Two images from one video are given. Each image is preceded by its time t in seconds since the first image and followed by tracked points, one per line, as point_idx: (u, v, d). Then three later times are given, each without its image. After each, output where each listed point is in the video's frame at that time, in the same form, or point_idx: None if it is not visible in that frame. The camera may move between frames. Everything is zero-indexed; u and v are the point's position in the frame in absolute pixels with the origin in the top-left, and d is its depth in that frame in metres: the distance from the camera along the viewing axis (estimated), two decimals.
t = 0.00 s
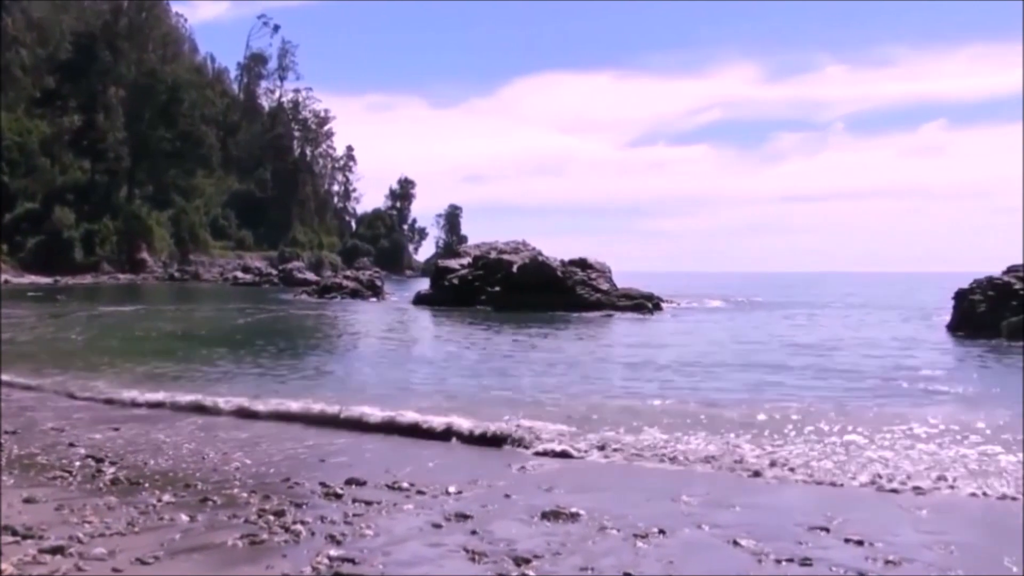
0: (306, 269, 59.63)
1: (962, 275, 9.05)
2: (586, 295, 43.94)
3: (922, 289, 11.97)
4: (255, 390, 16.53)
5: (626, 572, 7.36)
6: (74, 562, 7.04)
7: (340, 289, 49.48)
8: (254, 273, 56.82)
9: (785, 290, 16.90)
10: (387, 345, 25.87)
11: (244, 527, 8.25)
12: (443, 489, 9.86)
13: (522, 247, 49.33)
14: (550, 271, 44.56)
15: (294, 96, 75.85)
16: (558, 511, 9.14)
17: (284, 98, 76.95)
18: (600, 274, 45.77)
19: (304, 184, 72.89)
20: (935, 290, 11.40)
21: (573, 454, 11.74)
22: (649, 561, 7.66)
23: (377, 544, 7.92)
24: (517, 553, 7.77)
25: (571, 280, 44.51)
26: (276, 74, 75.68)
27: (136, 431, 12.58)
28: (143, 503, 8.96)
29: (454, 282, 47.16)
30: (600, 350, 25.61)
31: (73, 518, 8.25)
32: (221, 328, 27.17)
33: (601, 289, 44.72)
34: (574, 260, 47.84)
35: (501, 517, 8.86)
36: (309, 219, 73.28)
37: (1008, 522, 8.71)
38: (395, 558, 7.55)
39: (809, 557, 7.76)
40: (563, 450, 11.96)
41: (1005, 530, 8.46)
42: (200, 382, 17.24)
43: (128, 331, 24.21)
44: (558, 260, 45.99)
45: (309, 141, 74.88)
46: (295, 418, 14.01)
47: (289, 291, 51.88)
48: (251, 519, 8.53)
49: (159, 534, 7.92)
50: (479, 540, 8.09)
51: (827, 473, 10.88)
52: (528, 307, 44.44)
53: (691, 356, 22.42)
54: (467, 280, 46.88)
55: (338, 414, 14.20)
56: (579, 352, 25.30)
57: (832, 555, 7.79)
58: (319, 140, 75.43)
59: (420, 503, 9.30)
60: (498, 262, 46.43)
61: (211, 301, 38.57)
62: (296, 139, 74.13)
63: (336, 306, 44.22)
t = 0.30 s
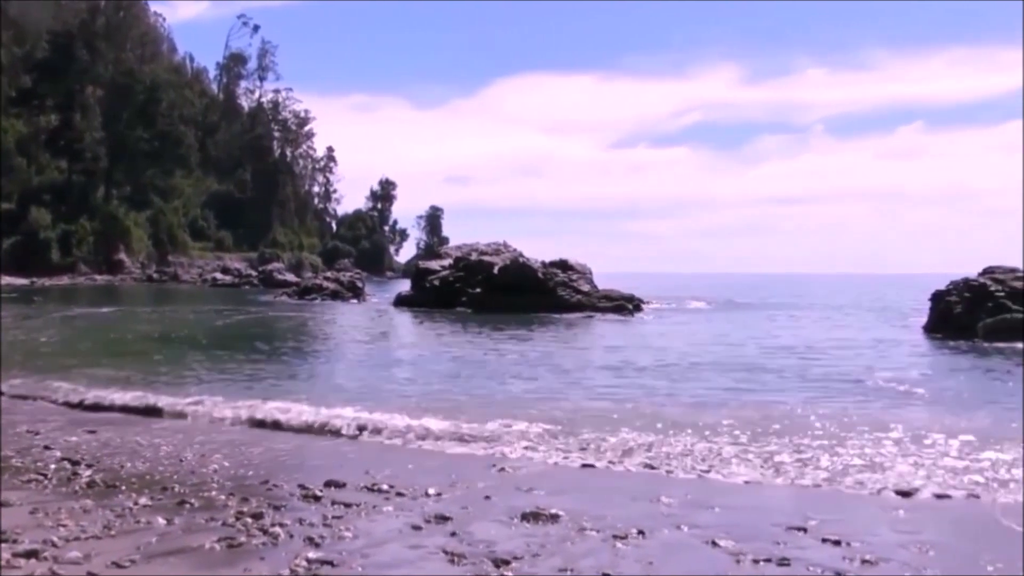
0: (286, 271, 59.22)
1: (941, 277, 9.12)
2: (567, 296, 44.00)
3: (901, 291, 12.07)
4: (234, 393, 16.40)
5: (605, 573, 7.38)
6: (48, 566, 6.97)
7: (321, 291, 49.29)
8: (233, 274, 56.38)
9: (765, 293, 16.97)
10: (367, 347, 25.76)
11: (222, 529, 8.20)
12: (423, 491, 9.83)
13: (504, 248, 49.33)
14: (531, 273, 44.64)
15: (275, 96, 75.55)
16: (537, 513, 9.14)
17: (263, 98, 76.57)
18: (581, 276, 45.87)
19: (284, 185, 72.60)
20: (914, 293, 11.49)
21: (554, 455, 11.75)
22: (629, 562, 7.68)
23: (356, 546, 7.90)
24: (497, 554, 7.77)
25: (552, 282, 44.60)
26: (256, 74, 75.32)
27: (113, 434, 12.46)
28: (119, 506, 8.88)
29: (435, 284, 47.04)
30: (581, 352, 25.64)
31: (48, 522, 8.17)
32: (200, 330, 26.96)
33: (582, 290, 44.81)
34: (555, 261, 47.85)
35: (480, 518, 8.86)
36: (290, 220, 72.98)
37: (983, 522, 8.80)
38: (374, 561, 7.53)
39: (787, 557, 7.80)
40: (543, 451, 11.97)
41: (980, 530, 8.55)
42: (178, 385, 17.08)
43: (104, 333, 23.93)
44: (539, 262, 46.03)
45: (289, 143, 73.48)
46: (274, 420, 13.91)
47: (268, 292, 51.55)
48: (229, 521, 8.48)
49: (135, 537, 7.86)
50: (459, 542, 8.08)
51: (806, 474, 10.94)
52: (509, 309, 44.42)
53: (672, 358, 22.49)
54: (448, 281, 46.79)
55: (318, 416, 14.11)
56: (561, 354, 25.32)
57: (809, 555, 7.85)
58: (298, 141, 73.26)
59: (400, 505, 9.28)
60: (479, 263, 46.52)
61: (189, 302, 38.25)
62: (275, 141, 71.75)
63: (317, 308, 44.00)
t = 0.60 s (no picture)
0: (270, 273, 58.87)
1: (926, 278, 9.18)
2: (551, 298, 44.10)
3: (886, 293, 12.15)
4: (215, 395, 16.29)
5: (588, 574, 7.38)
6: (27, 570, 6.91)
7: (304, 293, 49.03)
8: (217, 276, 56.01)
9: (749, 294, 17.04)
10: (350, 349, 25.66)
11: (203, 533, 8.15)
12: (406, 493, 9.81)
13: (488, 250, 49.27)
14: (516, 274, 44.59)
15: (259, 96, 75.24)
16: (521, 514, 9.14)
17: (246, 99, 76.17)
18: (565, 278, 45.96)
19: (268, 187, 72.32)
20: (899, 294, 11.57)
21: (537, 457, 11.76)
22: (612, 563, 7.69)
23: (338, 549, 7.87)
24: (480, 557, 7.76)
25: (537, 283, 44.70)
26: (239, 75, 74.93)
27: (93, 437, 12.36)
28: (100, 508, 8.82)
29: (418, 286, 46.95)
30: (565, 354, 25.66)
31: (26, 525, 8.09)
32: (181, 332, 26.74)
33: (567, 292, 44.94)
34: (539, 262, 47.88)
35: (463, 520, 8.85)
36: (273, 222, 72.66)
37: (963, 523, 8.88)
38: (356, 563, 7.51)
39: (768, 557, 7.83)
40: (527, 453, 11.97)
41: (960, 531, 8.62)
42: (160, 387, 16.95)
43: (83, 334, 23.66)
44: (523, 264, 46.08)
45: (273, 143, 73.74)
46: (257, 422, 13.85)
47: (251, 294, 51.28)
48: (210, 524, 8.43)
49: (115, 540, 7.81)
50: (442, 544, 8.07)
51: (790, 475, 10.98)
52: (493, 311, 44.41)
53: (655, 360, 22.56)
54: (432, 283, 46.72)
55: (300, 419, 14.05)
56: (545, 356, 25.33)
57: (791, 556, 7.90)
58: (281, 142, 73.61)
59: (383, 508, 9.25)
60: (464, 264, 46.26)
61: (171, 304, 37.96)
62: (260, 141, 73.27)
63: (300, 310, 43.77)
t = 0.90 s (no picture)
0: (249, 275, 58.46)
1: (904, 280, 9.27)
2: (532, 301, 44.37)
3: (865, 296, 12.26)
4: (193, 399, 16.14)
5: None
6: None
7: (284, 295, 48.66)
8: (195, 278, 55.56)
9: (729, 297, 17.11)
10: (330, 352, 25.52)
11: (179, 537, 8.07)
12: (385, 497, 9.77)
13: (469, 252, 49.28)
14: (497, 278, 44.65)
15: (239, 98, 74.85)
16: (500, 517, 9.14)
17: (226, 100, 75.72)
18: (546, 280, 46.18)
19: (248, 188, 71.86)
20: (879, 297, 11.68)
21: (518, 460, 11.75)
22: (591, 565, 7.70)
23: (316, 553, 7.82)
24: (459, 560, 7.74)
25: (517, 286, 45.02)
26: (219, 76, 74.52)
27: (68, 441, 12.21)
28: (74, 513, 8.73)
29: (399, 288, 46.84)
30: (546, 357, 25.69)
31: None
32: (159, 334, 26.46)
33: (547, 295, 45.32)
34: (519, 265, 47.98)
35: (442, 524, 8.83)
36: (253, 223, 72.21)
37: (937, 523, 8.98)
38: (334, 567, 7.46)
39: (746, 559, 7.86)
40: (507, 456, 11.96)
41: (935, 532, 8.70)
42: (136, 391, 16.76)
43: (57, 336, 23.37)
44: (504, 266, 46.19)
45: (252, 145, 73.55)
46: (234, 426, 13.73)
47: (231, 297, 50.90)
48: (187, 529, 8.36)
49: (90, 546, 7.73)
50: (421, 548, 8.04)
51: (769, 477, 11.02)
52: (474, 313, 44.49)
53: (635, 363, 22.63)
54: (412, 286, 46.63)
55: (278, 422, 13.96)
56: (526, 358, 25.34)
57: (769, 556, 7.94)
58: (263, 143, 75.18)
59: (362, 511, 9.21)
60: (445, 267, 46.19)
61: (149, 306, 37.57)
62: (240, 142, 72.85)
63: (280, 313, 43.49)
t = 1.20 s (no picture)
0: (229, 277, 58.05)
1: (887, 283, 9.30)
2: (513, 303, 44.49)
3: (847, 299, 12.29)
4: (172, 402, 16.01)
5: None
6: None
7: (265, 297, 48.19)
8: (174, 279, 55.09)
9: (710, 299, 17.20)
10: (310, 355, 25.37)
11: (157, 541, 8.01)
12: (365, 499, 9.74)
13: (451, 254, 49.11)
14: (480, 281, 44.46)
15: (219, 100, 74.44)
16: (480, 518, 9.13)
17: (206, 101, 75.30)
18: (527, 282, 46.36)
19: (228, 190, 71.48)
20: (861, 300, 11.72)
21: (499, 463, 11.74)
22: (571, 567, 7.71)
23: (295, 556, 7.78)
24: (439, 562, 7.72)
25: (499, 288, 45.04)
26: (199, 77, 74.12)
27: (44, 445, 12.07)
28: (51, 517, 8.65)
29: (380, 290, 46.69)
30: (527, 359, 25.72)
31: None
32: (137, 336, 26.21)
33: (528, 297, 45.53)
34: (501, 267, 48.03)
35: (422, 526, 8.81)
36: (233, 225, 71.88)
37: (914, 525, 9.04)
38: (313, 571, 7.42)
39: (725, 560, 7.89)
40: (488, 459, 11.95)
41: (915, 533, 8.77)
42: (114, 394, 16.57)
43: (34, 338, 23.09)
44: (485, 268, 46.24)
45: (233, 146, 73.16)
46: (213, 429, 13.64)
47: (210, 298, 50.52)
48: (164, 532, 8.29)
49: (66, 550, 7.66)
50: (401, 550, 8.02)
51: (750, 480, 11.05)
52: (456, 316, 44.50)
53: (615, 365, 22.70)
54: (393, 288, 46.50)
55: (258, 425, 13.87)
56: (507, 361, 25.36)
57: (748, 558, 7.97)
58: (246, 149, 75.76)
59: (342, 514, 9.17)
60: (426, 269, 45.65)
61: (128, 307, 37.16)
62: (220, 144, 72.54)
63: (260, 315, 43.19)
